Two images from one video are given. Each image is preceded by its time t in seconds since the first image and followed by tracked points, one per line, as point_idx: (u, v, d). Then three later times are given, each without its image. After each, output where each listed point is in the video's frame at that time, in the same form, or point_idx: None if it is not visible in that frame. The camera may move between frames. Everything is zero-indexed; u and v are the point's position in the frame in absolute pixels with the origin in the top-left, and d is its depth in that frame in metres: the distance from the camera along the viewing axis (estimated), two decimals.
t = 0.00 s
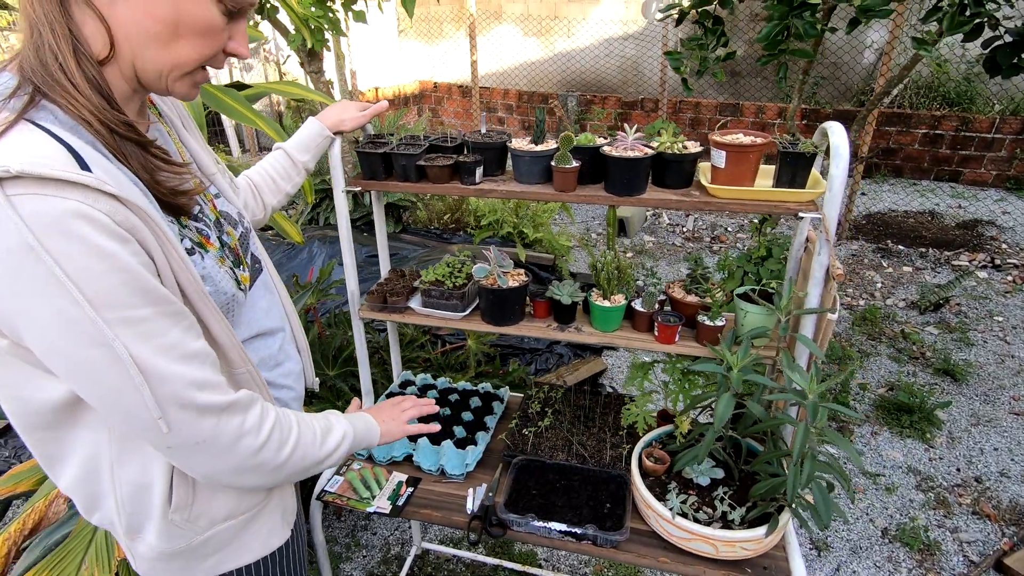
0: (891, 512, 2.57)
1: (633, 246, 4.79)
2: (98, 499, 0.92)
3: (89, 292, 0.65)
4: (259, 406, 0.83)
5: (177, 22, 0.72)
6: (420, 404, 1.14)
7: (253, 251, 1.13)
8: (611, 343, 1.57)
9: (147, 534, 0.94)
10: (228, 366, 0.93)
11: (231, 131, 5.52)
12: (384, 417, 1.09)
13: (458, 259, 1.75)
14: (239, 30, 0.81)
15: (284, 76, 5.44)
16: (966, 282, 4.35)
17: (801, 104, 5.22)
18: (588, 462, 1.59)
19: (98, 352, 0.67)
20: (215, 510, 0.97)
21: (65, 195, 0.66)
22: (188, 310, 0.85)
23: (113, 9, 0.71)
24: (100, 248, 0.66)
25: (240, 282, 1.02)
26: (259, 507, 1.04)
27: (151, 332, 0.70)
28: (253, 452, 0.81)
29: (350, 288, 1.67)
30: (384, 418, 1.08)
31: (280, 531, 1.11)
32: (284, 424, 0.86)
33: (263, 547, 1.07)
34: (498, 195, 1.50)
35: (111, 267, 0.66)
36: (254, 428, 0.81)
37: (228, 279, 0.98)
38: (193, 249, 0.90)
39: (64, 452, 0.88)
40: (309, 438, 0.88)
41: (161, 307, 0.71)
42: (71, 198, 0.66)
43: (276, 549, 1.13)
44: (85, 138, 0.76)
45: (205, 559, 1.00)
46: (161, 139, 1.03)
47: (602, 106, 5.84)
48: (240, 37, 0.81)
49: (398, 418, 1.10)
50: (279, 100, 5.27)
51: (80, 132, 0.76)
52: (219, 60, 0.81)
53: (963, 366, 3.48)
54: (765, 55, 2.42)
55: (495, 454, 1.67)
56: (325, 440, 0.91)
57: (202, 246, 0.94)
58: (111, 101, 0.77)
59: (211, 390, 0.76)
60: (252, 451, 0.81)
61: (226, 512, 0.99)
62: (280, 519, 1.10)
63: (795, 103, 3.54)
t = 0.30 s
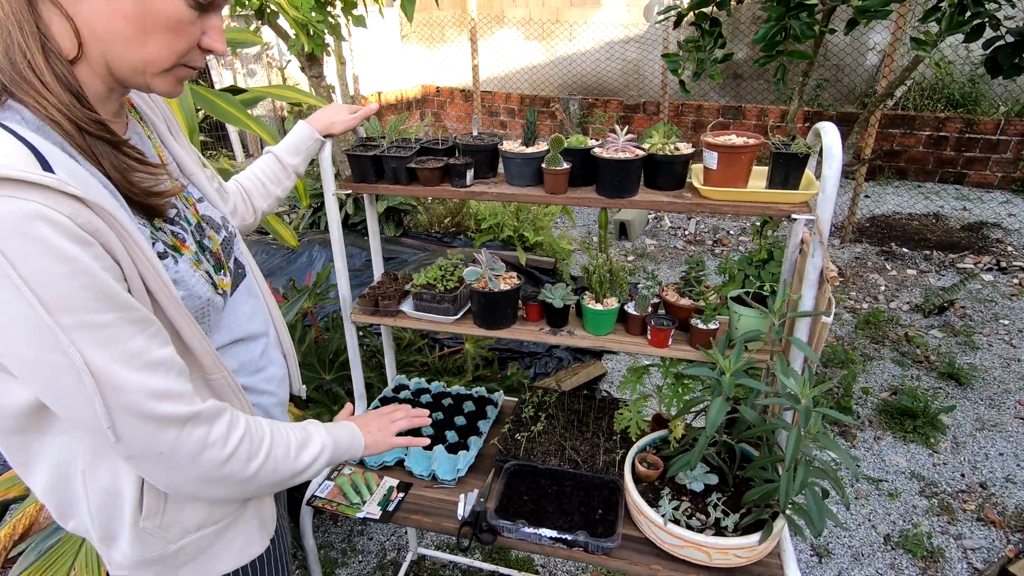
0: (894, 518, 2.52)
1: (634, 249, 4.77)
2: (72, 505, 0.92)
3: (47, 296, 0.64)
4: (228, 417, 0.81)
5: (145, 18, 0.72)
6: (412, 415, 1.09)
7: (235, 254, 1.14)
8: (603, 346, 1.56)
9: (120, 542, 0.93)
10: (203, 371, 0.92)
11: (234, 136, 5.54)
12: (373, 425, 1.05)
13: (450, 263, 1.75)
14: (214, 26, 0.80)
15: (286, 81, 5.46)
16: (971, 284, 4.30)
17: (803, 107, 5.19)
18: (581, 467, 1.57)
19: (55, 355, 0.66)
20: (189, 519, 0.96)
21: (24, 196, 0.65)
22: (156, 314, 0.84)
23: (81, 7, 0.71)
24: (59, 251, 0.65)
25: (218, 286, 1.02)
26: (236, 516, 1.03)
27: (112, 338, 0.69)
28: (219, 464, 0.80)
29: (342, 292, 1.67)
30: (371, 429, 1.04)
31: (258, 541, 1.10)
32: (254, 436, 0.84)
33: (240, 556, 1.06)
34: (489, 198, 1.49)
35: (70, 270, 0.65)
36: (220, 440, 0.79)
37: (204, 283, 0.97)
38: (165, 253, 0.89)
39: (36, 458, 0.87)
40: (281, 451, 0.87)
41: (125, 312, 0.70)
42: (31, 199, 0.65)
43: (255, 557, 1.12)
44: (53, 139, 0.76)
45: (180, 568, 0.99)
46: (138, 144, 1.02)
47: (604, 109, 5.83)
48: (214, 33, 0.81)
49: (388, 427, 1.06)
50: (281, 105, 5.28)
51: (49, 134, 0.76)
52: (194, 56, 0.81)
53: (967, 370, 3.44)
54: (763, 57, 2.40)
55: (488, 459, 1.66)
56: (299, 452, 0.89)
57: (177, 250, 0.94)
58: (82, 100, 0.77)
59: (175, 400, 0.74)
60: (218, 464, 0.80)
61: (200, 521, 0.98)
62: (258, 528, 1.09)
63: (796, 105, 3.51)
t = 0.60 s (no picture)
0: (898, 523, 2.49)
1: (636, 250, 4.74)
2: (56, 513, 0.92)
3: (8, 309, 0.63)
4: (203, 434, 0.80)
5: (112, 14, 0.71)
6: (409, 430, 1.07)
7: (227, 259, 1.15)
8: (601, 350, 1.54)
9: (101, 551, 0.92)
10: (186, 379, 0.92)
11: (236, 138, 5.54)
12: (369, 442, 1.03)
13: (448, 266, 1.74)
14: (187, 18, 0.79)
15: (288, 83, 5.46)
16: (977, 286, 4.26)
17: (806, 107, 5.16)
18: (579, 473, 1.55)
19: (18, 368, 0.65)
20: (170, 528, 0.95)
21: None
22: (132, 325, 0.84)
23: (46, 8, 0.71)
24: (24, 260, 0.64)
25: (203, 292, 1.02)
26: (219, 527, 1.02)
27: (78, 351, 0.68)
28: (193, 481, 0.78)
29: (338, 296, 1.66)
30: (365, 446, 1.02)
31: (244, 552, 1.08)
32: (231, 454, 0.83)
33: (224, 568, 1.04)
34: (486, 200, 1.48)
35: (34, 281, 0.64)
36: (193, 458, 0.78)
37: (188, 290, 0.97)
38: (144, 261, 0.89)
39: (18, 467, 0.87)
40: (261, 468, 0.85)
41: (95, 324, 0.69)
42: None
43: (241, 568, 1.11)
44: (27, 145, 0.77)
45: None
46: (125, 149, 1.02)
47: (607, 110, 5.81)
48: (187, 25, 0.79)
49: (385, 442, 1.04)
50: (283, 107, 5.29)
51: (23, 141, 0.77)
52: (169, 49, 0.80)
53: (973, 372, 3.40)
54: (764, 57, 2.39)
55: (485, 464, 1.65)
56: (280, 470, 0.87)
57: (159, 256, 0.94)
58: (57, 104, 0.77)
59: (146, 415, 0.73)
60: (190, 482, 0.79)
61: (182, 531, 0.97)
62: (243, 540, 1.08)
63: (798, 105, 3.49)
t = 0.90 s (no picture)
0: (909, 529, 2.46)
1: (645, 251, 4.73)
2: (65, 520, 0.93)
3: (13, 324, 0.65)
4: (206, 445, 0.81)
5: (120, 19, 0.74)
6: (417, 446, 1.08)
7: (233, 266, 1.17)
8: (607, 355, 1.54)
9: (108, 558, 0.94)
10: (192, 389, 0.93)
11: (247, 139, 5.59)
12: (377, 457, 1.04)
13: (454, 270, 1.74)
14: (191, 15, 0.82)
15: (298, 85, 5.49)
16: (991, 288, 4.20)
17: (817, 107, 5.11)
18: (585, 478, 1.55)
19: (22, 381, 0.66)
20: (176, 536, 0.96)
21: None
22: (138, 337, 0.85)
23: (53, 20, 0.72)
24: (25, 277, 0.65)
25: (208, 300, 1.03)
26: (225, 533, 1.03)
27: (79, 365, 0.69)
28: (195, 493, 0.79)
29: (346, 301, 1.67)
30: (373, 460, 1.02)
31: (250, 558, 1.10)
32: (235, 466, 0.83)
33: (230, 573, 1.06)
34: (491, 205, 1.48)
35: (37, 297, 0.66)
36: (196, 470, 0.79)
37: (192, 299, 0.98)
38: (149, 272, 0.91)
39: (29, 474, 0.88)
40: (264, 482, 0.86)
41: (97, 338, 0.70)
42: None
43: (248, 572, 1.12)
44: (31, 160, 0.78)
45: None
46: (130, 162, 1.03)
47: (616, 110, 5.79)
48: (193, 23, 0.82)
49: (394, 458, 1.05)
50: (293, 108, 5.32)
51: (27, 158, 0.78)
52: (178, 48, 0.82)
53: (987, 376, 3.35)
54: (774, 58, 2.37)
55: (491, 468, 1.65)
56: (284, 483, 0.87)
57: (164, 266, 0.95)
58: (60, 121, 0.79)
59: (149, 428, 0.74)
60: (192, 494, 0.79)
61: (189, 538, 0.99)
62: (249, 547, 1.09)
63: (808, 105, 3.45)
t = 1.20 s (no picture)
0: (927, 532, 2.42)
1: (659, 248, 4.69)
2: (91, 511, 0.95)
3: (46, 318, 0.66)
4: (243, 433, 0.81)
5: (134, 18, 0.74)
6: (475, 416, 1.03)
7: (249, 261, 1.18)
8: (622, 355, 1.53)
9: (132, 549, 0.96)
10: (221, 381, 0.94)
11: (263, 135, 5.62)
12: (433, 431, 1.00)
13: (469, 268, 1.75)
14: (204, 12, 0.82)
15: (313, 80, 5.52)
16: (1014, 288, 4.11)
17: (836, 102, 5.03)
18: (599, 477, 1.55)
19: (60, 373, 0.68)
20: (197, 529, 0.99)
21: (21, 218, 0.66)
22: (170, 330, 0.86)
23: (71, 20, 0.73)
24: (55, 272, 0.66)
25: (228, 295, 1.04)
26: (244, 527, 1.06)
27: (111, 358, 0.70)
28: (235, 481, 0.80)
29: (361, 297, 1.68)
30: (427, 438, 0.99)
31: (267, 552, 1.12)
32: (274, 453, 0.83)
33: (249, 567, 1.09)
34: (508, 203, 1.47)
35: (69, 290, 0.67)
36: (234, 458, 0.79)
37: (214, 293, 0.99)
38: (173, 266, 0.92)
39: (61, 464, 0.90)
40: (306, 468, 0.85)
41: (127, 330, 0.71)
42: (27, 221, 0.66)
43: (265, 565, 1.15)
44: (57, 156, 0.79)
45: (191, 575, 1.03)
46: (150, 158, 1.04)
47: (630, 106, 5.75)
48: (206, 20, 0.82)
49: (450, 431, 1.01)
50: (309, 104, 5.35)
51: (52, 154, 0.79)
52: (192, 46, 0.83)
53: (1009, 378, 3.28)
54: (793, 55, 2.33)
55: (505, 466, 1.65)
56: (328, 468, 0.86)
57: (186, 260, 0.96)
58: (82, 119, 0.80)
59: (184, 416, 0.75)
60: (232, 481, 0.80)
61: (209, 531, 1.01)
62: (267, 540, 1.12)
63: (828, 101, 3.40)
